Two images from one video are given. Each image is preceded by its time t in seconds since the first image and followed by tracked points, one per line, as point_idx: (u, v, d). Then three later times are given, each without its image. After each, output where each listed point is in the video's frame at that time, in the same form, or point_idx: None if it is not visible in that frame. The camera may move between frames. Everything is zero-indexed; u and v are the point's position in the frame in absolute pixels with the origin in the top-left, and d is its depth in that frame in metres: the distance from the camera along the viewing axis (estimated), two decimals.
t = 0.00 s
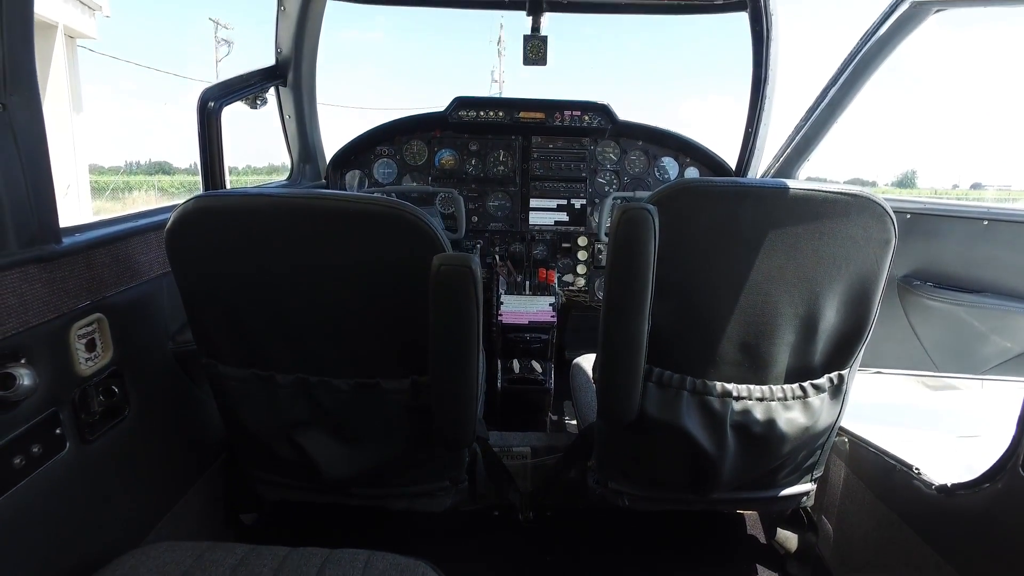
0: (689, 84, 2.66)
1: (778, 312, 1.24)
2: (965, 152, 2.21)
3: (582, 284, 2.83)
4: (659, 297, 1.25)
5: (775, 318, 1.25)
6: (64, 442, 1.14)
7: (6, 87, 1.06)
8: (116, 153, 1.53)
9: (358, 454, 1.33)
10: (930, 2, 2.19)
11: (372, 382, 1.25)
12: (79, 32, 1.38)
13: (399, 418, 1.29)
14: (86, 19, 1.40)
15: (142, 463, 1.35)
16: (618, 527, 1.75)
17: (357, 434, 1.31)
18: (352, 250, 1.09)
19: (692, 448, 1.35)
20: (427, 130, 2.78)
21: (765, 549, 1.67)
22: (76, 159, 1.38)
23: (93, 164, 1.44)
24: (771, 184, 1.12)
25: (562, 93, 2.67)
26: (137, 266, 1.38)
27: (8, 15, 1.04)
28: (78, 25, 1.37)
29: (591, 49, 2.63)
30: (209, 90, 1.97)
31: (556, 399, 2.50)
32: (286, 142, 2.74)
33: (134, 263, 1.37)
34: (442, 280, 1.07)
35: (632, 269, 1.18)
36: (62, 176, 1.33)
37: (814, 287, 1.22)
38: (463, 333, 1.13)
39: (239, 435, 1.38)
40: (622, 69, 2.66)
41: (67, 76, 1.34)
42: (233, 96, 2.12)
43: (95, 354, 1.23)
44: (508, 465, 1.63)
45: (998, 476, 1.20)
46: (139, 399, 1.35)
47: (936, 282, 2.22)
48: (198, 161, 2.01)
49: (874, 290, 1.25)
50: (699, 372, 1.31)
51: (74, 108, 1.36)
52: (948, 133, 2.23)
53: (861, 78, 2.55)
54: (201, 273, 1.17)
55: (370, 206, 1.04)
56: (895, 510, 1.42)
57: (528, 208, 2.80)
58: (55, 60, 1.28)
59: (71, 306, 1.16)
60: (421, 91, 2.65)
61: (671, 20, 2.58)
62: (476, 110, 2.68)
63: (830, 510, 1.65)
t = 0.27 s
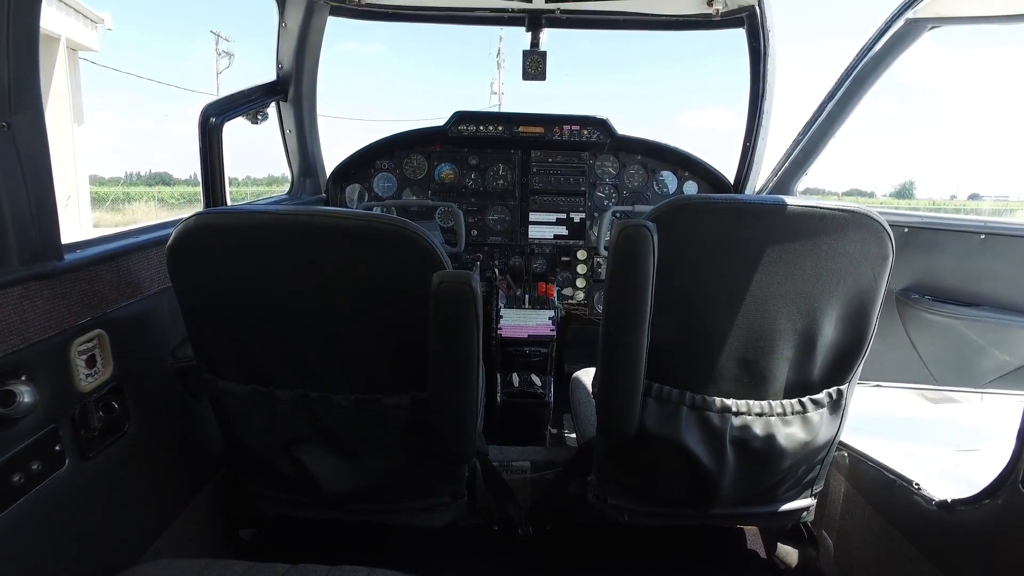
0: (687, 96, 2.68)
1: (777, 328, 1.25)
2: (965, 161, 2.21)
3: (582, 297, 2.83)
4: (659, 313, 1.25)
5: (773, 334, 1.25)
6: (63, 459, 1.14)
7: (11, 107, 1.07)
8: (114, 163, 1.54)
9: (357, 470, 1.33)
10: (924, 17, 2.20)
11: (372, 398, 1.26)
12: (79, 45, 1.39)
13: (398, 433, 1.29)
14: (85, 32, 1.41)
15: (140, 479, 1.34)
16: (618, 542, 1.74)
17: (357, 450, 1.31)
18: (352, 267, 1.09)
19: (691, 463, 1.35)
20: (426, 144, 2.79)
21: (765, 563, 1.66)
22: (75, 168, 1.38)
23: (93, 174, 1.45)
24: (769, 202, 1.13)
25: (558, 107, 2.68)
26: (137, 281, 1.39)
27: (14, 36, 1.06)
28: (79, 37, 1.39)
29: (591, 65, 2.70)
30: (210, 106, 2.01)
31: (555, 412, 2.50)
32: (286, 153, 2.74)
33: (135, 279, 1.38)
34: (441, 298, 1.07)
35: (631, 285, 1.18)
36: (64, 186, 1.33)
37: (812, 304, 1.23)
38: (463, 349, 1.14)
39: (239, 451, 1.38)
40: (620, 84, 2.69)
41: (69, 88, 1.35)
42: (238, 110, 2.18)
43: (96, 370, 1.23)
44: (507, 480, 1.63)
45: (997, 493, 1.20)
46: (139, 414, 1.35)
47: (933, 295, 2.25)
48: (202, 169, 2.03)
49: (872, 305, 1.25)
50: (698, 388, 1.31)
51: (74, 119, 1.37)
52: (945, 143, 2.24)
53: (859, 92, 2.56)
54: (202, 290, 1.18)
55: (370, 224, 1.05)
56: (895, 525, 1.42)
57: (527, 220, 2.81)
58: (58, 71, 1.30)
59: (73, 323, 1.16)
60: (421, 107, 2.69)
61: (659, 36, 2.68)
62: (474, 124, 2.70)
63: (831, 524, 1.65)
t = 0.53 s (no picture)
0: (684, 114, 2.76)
1: (776, 345, 1.25)
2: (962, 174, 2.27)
3: (581, 313, 2.81)
4: (658, 330, 1.26)
5: (772, 351, 1.26)
6: (63, 476, 1.14)
7: (16, 126, 1.09)
8: (114, 175, 1.55)
9: (357, 487, 1.33)
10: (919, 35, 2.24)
11: (372, 415, 1.26)
12: (83, 58, 1.40)
13: (398, 450, 1.29)
14: (90, 45, 1.43)
15: (139, 496, 1.34)
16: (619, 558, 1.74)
17: (357, 466, 1.31)
18: (353, 285, 1.10)
19: (691, 480, 1.35)
20: (426, 158, 2.79)
21: None
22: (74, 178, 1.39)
23: (94, 186, 1.47)
24: (767, 220, 1.14)
25: (558, 122, 2.70)
26: (138, 298, 1.39)
27: (21, 56, 1.08)
28: (82, 50, 1.40)
29: (592, 82, 2.76)
30: (212, 123, 2.05)
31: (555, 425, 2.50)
32: (289, 169, 2.80)
33: (136, 295, 1.38)
34: (442, 316, 1.08)
35: (630, 302, 1.19)
36: (64, 198, 1.32)
37: (811, 321, 1.23)
38: (463, 367, 1.14)
39: (239, 467, 1.38)
40: (619, 99, 2.72)
41: (71, 100, 1.37)
42: (237, 127, 2.20)
43: (96, 387, 1.23)
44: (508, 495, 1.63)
45: (998, 510, 1.20)
46: (138, 431, 1.35)
47: (931, 309, 2.32)
48: (203, 183, 2.05)
49: (871, 322, 1.26)
50: (697, 404, 1.32)
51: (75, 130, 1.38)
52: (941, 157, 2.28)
53: (856, 106, 2.56)
54: (204, 308, 1.18)
55: (371, 243, 1.06)
56: (895, 541, 1.42)
57: (527, 234, 2.83)
58: (61, 83, 1.31)
59: (74, 340, 1.17)
60: (421, 123, 2.73)
61: (657, 53, 2.72)
62: (473, 139, 2.71)
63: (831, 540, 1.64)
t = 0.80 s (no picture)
0: (683, 123, 2.74)
1: (775, 360, 1.25)
2: (962, 184, 2.28)
3: (581, 326, 2.81)
4: (659, 346, 1.26)
5: (772, 367, 1.26)
6: (63, 492, 1.14)
7: (21, 145, 1.12)
8: (114, 186, 1.56)
9: (357, 502, 1.33)
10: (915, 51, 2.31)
11: (373, 430, 1.26)
12: (84, 70, 1.41)
13: (399, 465, 1.29)
14: (91, 57, 1.44)
15: (138, 512, 1.34)
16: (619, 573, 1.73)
17: (357, 482, 1.31)
18: (354, 301, 1.10)
19: (691, 495, 1.35)
20: (427, 172, 2.81)
21: None
22: (76, 191, 1.41)
23: (94, 197, 1.49)
24: (766, 235, 1.15)
25: (557, 137, 2.73)
26: (140, 313, 1.40)
27: (27, 75, 1.11)
28: (85, 63, 1.42)
29: (591, 96, 2.77)
30: (215, 137, 2.07)
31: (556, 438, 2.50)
32: (291, 185, 2.82)
33: (138, 310, 1.39)
34: (443, 332, 1.08)
35: (630, 318, 1.19)
36: (67, 211, 1.35)
37: (811, 336, 1.24)
38: (464, 383, 1.14)
39: (239, 482, 1.38)
40: (618, 112, 2.74)
41: (71, 112, 1.38)
42: (239, 143, 2.23)
43: (97, 403, 1.23)
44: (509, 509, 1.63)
45: (999, 527, 1.20)
46: (138, 446, 1.35)
47: (931, 323, 2.35)
48: (204, 191, 2.05)
49: (870, 337, 1.26)
50: (698, 419, 1.32)
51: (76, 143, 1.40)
52: (937, 172, 2.32)
53: (854, 121, 2.59)
54: (205, 324, 1.19)
55: (373, 260, 1.06)
56: (896, 557, 1.42)
57: (527, 247, 2.83)
58: (62, 95, 1.33)
59: (75, 356, 1.17)
60: (422, 131, 2.71)
61: (656, 68, 2.75)
62: (474, 153, 2.72)
63: (831, 556, 1.63)
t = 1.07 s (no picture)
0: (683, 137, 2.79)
1: (776, 375, 1.25)
2: (960, 195, 2.31)
3: (581, 339, 2.81)
4: (660, 361, 1.27)
5: (773, 382, 1.26)
6: (63, 509, 1.14)
7: (27, 163, 1.13)
8: (114, 196, 1.57)
9: (358, 518, 1.33)
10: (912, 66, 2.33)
11: (374, 446, 1.26)
12: (84, 80, 1.42)
13: (400, 481, 1.29)
14: (94, 69, 1.45)
15: (138, 528, 1.33)
16: None
17: (358, 497, 1.31)
18: (356, 317, 1.11)
19: (692, 510, 1.35)
20: (427, 185, 2.82)
21: None
22: (75, 201, 1.42)
23: (93, 207, 1.49)
24: (766, 251, 1.15)
25: (557, 151, 2.75)
26: (142, 328, 1.41)
27: (33, 94, 1.12)
28: (86, 74, 1.42)
29: (590, 113, 2.80)
30: (217, 152, 2.08)
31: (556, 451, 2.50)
32: (290, 197, 2.82)
33: (140, 326, 1.40)
34: (444, 348, 1.08)
35: (631, 334, 1.20)
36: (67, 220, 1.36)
37: (812, 351, 1.24)
38: (465, 399, 1.14)
39: (240, 498, 1.38)
40: (618, 126, 2.76)
41: (73, 124, 1.39)
42: (241, 156, 2.24)
43: (98, 419, 1.24)
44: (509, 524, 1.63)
45: (1002, 542, 1.21)
46: (139, 461, 1.35)
47: (931, 335, 2.36)
48: (206, 203, 2.07)
49: (871, 352, 1.26)
50: (699, 435, 1.32)
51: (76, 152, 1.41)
52: (931, 183, 2.36)
53: (854, 133, 2.59)
54: (207, 340, 1.19)
55: (375, 276, 1.07)
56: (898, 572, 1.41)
57: (528, 261, 2.84)
58: (62, 105, 1.33)
59: (77, 372, 1.17)
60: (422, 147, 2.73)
61: (656, 83, 2.77)
62: (474, 166, 2.73)
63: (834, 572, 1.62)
